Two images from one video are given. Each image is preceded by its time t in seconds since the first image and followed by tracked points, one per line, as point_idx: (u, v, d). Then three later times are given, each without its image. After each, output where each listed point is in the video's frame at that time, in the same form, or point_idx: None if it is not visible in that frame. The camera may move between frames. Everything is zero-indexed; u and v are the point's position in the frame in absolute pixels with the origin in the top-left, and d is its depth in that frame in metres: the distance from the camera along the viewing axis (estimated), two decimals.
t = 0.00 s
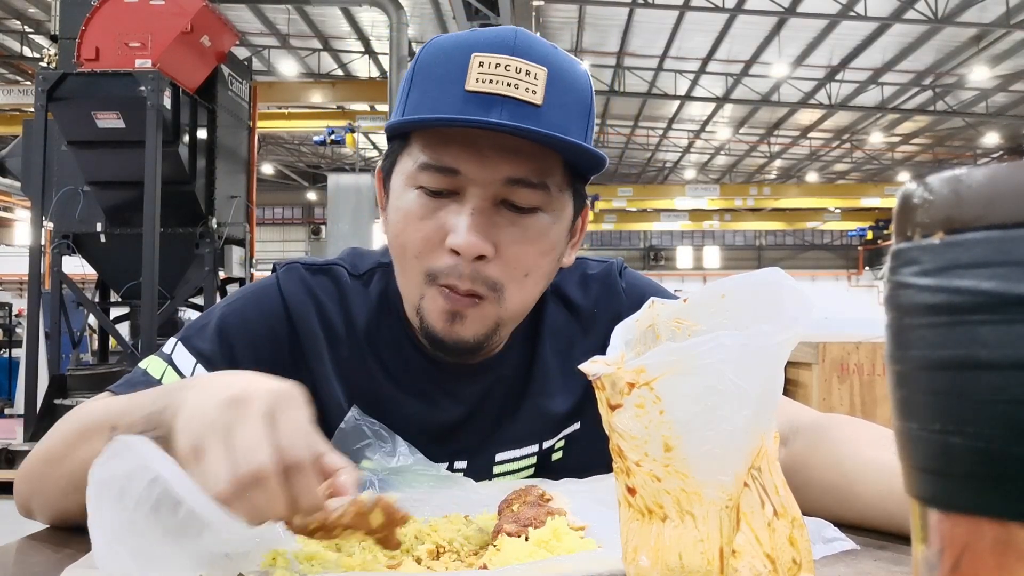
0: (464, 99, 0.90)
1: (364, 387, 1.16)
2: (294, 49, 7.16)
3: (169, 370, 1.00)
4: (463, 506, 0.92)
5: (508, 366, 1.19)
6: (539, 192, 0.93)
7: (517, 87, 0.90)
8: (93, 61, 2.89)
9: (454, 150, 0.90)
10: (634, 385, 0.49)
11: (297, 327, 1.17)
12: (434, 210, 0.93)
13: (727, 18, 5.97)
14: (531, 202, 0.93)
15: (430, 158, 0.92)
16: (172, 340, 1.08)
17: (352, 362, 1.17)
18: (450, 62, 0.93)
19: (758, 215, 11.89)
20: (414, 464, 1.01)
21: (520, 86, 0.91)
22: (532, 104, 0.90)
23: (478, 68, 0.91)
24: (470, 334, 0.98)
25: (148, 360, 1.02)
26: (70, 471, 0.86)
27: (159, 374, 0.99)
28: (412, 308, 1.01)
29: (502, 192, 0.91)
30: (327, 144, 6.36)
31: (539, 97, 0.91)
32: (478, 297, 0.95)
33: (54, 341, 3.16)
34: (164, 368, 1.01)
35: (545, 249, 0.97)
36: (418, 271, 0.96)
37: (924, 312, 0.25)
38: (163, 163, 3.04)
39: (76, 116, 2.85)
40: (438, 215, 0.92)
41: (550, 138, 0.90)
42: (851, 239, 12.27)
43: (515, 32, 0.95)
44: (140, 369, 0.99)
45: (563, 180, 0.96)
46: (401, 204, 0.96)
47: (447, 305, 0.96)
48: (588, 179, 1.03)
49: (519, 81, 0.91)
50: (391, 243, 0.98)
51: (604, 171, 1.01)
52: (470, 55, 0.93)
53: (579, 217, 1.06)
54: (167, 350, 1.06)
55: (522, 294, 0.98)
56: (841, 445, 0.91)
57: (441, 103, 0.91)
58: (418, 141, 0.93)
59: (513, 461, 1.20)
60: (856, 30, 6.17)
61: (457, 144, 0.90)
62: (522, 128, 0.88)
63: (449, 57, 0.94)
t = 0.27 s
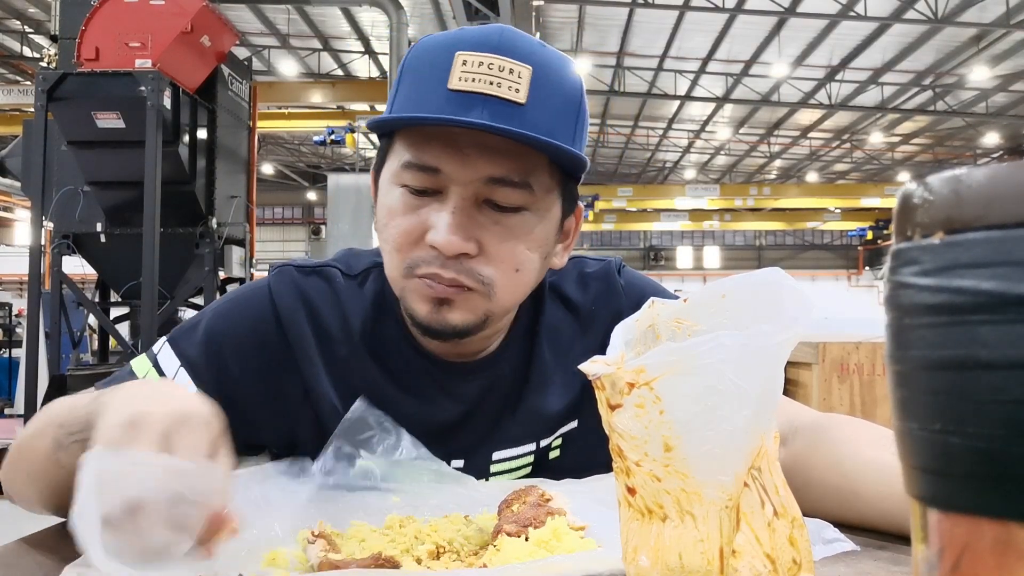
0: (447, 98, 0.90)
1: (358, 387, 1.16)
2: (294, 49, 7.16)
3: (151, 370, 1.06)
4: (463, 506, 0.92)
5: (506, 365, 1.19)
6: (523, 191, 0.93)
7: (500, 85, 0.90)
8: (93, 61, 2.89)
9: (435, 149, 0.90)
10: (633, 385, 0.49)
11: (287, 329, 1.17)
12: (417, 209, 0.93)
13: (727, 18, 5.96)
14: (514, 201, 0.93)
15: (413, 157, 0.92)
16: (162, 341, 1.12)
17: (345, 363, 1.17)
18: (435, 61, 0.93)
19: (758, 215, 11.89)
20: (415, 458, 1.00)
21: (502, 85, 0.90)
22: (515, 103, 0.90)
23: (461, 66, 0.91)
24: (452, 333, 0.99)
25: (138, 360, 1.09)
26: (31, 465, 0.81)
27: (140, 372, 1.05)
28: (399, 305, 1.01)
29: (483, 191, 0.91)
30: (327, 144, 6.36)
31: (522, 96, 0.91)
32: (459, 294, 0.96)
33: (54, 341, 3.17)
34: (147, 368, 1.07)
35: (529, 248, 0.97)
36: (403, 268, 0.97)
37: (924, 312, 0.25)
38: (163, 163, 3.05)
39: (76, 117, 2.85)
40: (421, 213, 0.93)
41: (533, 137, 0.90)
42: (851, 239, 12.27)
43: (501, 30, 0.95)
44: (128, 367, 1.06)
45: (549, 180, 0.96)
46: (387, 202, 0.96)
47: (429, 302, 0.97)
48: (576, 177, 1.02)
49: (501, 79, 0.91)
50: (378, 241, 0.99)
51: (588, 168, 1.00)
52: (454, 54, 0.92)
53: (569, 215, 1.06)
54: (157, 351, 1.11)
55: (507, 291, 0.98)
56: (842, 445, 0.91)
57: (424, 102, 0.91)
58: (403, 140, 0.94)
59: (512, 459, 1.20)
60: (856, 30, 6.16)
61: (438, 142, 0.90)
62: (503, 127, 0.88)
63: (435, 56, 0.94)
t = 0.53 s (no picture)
0: (426, 96, 0.90)
1: (347, 387, 1.16)
2: (294, 49, 7.16)
3: (145, 370, 1.04)
4: (464, 506, 0.93)
5: (496, 364, 1.19)
6: (505, 186, 0.93)
7: (479, 81, 0.90)
8: (93, 61, 2.89)
9: (416, 147, 0.90)
10: (634, 385, 0.49)
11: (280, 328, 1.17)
12: (400, 207, 0.93)
13: (727, 18, 5.96)
14: (497, 196, 0.93)
15: (395, 156, 0.92)
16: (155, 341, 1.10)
17: (334, 363, 1.17)
18: (414, 59, 0.93)
19: (758, 215, 11.90)
20: (410, 466, 1.00)
21: (482, 81, 0.90)
22: (495, 98, 0.90)
23: (440, 64, 0.91)
24: (437, 330, 0.99)
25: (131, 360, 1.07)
26: (38, 458, 0.80)
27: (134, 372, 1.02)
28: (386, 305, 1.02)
29: (466, 187, 0.91)
30: (327, 144, 6.36)
31: (502, 91, 0.91)
32: (444, 291, 0.96)
33: (54, 341, 3.17)
34: (140, 367, 1.04)
35: (513, 243, 0.97)
36: (389, 267, 0.97)
37: (924, 312, 0.25)
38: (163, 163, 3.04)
39: (76, 116, 2.85)
40: (405, 211, 0.93)
41: (513, 132, 0.90)
42: (851, 239, 12.27)
43: (479, 27, 0.95)
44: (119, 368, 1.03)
45: (531, 174, 0.96)
46: (371, 202, 0.96)
47: (415, 301, 0.96)
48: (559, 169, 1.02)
49: (481, 76, 0.90)
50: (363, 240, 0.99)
51: (570, 160, 1.00)
52: (433, 52, 0.92)
53: (553, 210, 1.06)
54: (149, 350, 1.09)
55: (491, 288, 0.98)
56: (841, 445, 0.91)
57: (404, 101, 0.91)
58: (385, 139, 0.94)
59: (503, 459, 1.20)
60: (856, 30, 6.17)
61: (419, 140, 0.90)
62: (483, 123, 0.88)
63: (414, 54, 0.94)
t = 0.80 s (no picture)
0: (428, 91, 0.90)
1: (356, 386, 1.16)
2: (294, 49, 7.16)
3: (167, 367, 1.02)
4: (465, 506, 0.93)
5: (500, 364, 1.19)
6: (508, 181, 0.93)
7: (479, 76, 0.90)
8: (93, 61, 2.89)
9: (422, 144, 0.91)
10: (633, 385, 0.49)
11: (293, 326, 1.17)
12: (406, 205, 0.93)
13: (727, 18, 5.96)
14: (501, 191, 0.93)
15: (399, 153, 0.93)
16: (171, 336, 1.09)
17: (343, 361, 1.17)
18: (413, 55, 0.93)
19: (758, 215, 11.90)
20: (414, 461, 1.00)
21: (483, 76, 0.90)
22: (497, 93, 0.90)
23: (441, 60, 0.90)
24: (446, 329, 0.98)
25: (145, 355, 1.04)
26: (65, 466, 0.85)
27: (156, 370, 1.00)
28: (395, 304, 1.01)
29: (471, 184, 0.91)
30: (327, 144, 6.37)
31: (503, 86, 0.91)
32: (453, 290, 0.96)
33: (54, 341, 3.16)
34: (161, 364, 1.03)
35: (520, 239, 0.97)
36: (397, 266, 0.96)
37: (925, 312, 0.25)
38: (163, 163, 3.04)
39: (76, 116, 2.85)
40: (410, 208, 0.93)
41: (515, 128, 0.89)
42: (852, 239, 12.27)
43: (479, 22, 0.94)
44: (138, 363, 1.01)
45: (533, 167, 0.96)
46: (376, 200, 0.97)
47: (424, 300, 0.96)
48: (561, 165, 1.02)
49: (482, 71, 0.90)
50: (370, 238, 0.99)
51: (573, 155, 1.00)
52: (433, 47, 0.92)
53: (557, 205, 1.06)
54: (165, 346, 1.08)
55: (499, 284, 0.97)
56: (841, 445, 0.91)
57: (406, 97, 0.91)
58: (389, 136, 0.94)
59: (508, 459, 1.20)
60: (856, 30, 6.16)
61: (423, 138, 0.91)
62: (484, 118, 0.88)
63: (413, 50, 0.93)
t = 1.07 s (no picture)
0: (457, 98, 0.90)
1: (363, 387, 1.16)
2: (294, 50, 7.16)
3: (168, 372, 1.03)
4: (465, 506, 0.93)
5: (506, 365, 1.19)
6: (530, 192, 0.93)
7: (510, 86, 0.90)
8: (93, 61, 2.89)
9: (445, 148, 0.90)
10: (634, 385, 0.49)
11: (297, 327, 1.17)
12: (426, 207, 0.93)
13: (727, 18, 5.97)
14: (523, 201, 0.93)
15: (423, 156, 0.92)
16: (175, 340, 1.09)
17: (350, 363, 1.17)
18: (445, 61, 0.94)
19: (758, 215, 11.90)
20: (412, 464, 1.00)
21: (513, 86, 0.90)
22: (525, 104, 0.90)
23: (473, 67, 0.91)
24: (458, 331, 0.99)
25: (148, 358, 1.05)
26: (62, 470, 0.85)
27: (157, 376, 1.01)
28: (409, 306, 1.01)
29: (493, 191, 0.91)
30: (327, 144, 6.37)
31: (533, 97, 0.91)
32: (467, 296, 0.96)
33: (54, 341, 3.16)
34: (163, 370, 1.03)
35: (536, 249, 0.97)
36: (413, 268, 0.96)
37: (925, 313, 0.25)
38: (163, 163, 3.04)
39: (76, 117, 2.85)
40: (430, 212, 0.93)
41: (541, 140, 0.90)
42: (852, 239, 12.27)
43: (512, 32, 0.95)
44: (139, 369, 1.01)
45: (557, 181, 0.96)
46: (395, 200, 0.96)
47: (439, 303, 0.96)
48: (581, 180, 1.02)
49: (512, 81, 0.91)
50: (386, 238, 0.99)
51: (595, 171, 1.00)
52: (465, 54, 0.93)
53: (574, 217, 1.06)
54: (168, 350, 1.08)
55: (513, 291, 0.97)
56: (841, 445, 0.91)
57: (436, 101, 0.91)
58: (413, 137, 0.94)
59: (514, 459, 1.20)
60: (857, 30, 6.16)
61: (448, 141, 0.90)
62: (513, 129, 0.88)
63: (446, 56, 0.94)
